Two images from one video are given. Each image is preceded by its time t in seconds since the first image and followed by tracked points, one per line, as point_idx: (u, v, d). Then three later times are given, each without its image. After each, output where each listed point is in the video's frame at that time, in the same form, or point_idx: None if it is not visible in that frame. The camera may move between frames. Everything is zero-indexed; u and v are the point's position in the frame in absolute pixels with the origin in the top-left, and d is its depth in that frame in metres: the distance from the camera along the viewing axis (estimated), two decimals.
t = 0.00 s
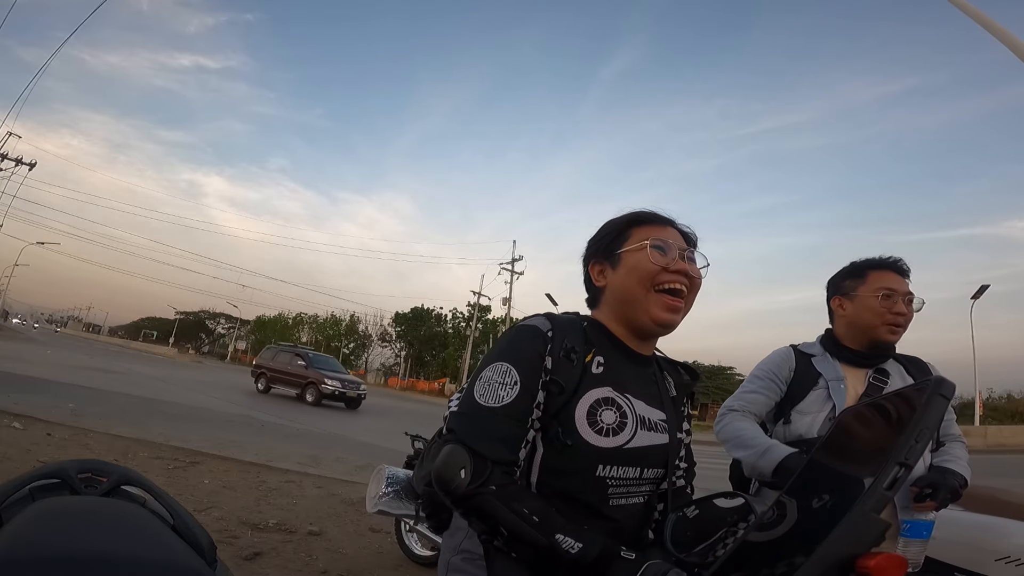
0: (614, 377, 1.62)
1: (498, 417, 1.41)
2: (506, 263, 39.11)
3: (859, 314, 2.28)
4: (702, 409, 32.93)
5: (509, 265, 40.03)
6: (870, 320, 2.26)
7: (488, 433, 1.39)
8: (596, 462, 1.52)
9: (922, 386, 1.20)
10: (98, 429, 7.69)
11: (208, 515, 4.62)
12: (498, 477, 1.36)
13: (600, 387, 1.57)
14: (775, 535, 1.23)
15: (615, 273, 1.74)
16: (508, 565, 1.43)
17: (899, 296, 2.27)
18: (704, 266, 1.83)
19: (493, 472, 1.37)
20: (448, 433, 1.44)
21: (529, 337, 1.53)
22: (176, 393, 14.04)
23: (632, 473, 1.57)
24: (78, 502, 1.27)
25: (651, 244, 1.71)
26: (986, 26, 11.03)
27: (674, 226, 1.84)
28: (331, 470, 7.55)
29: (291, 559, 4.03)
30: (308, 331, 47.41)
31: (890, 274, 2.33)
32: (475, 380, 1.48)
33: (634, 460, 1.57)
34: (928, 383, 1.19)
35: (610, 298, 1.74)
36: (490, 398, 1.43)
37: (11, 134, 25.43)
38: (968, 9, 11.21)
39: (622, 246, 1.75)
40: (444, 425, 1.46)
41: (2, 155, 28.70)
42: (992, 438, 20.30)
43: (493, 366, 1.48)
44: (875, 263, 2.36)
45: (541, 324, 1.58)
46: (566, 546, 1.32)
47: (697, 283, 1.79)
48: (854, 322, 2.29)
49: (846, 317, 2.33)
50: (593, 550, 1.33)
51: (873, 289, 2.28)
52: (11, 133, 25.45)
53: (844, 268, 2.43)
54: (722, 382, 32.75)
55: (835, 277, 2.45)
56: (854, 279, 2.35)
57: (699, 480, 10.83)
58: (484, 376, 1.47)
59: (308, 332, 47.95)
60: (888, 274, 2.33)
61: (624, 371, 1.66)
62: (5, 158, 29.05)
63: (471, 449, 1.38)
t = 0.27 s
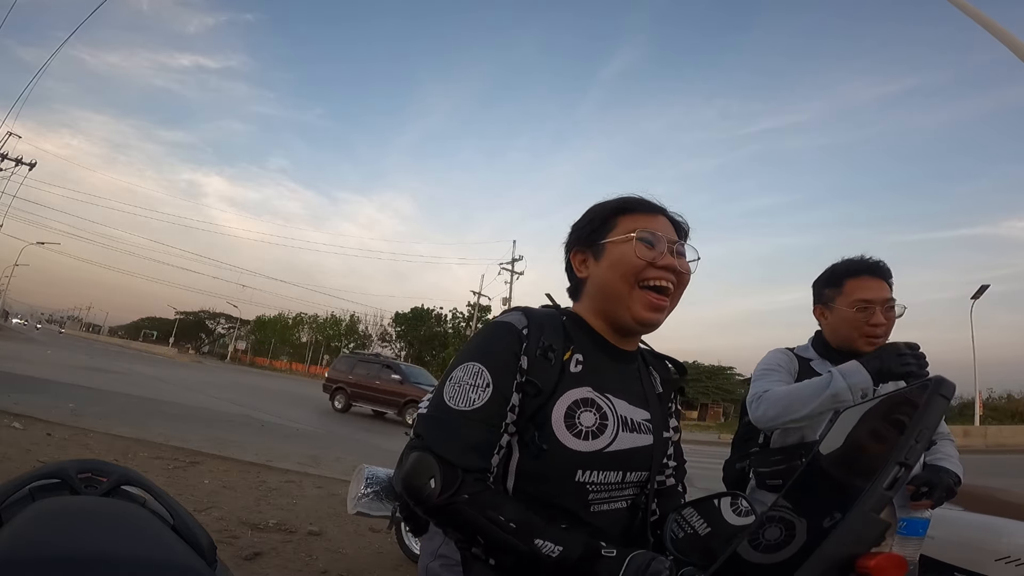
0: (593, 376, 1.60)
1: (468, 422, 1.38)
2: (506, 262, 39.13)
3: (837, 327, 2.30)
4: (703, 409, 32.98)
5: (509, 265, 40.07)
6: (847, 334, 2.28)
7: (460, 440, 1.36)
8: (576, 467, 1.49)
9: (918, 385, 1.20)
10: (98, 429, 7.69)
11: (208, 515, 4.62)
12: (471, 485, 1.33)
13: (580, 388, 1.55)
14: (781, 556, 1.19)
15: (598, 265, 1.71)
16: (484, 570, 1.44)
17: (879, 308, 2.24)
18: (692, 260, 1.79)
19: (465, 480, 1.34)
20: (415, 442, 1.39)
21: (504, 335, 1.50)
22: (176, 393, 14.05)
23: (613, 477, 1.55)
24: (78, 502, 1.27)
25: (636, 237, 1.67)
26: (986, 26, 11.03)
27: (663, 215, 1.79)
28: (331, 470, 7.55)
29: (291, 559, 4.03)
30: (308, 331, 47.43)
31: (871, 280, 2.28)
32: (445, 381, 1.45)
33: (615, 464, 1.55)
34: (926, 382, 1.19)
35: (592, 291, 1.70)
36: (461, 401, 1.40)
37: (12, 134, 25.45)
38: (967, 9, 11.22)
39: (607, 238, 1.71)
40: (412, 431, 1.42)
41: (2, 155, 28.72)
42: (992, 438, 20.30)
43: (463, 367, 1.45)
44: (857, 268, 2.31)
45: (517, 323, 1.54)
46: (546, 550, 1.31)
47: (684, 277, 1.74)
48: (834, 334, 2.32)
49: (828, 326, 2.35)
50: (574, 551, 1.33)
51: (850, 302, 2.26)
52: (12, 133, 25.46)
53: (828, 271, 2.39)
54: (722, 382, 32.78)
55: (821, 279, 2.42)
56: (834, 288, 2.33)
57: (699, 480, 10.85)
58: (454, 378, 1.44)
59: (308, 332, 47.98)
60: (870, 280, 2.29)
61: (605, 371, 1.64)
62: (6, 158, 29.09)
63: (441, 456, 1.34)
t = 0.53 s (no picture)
0: (568, 366, 1.59)
1: (424, 419, 1.39)
2: (506, 263, 39.13)
3: (849, 328, 2.37)
4: (703, 409, 33.00)
5: (509, 265, 40.09)
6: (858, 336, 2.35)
7: (414, 440, 1.37)
8: (552, 467, 1.46)
9: (926, 384, 1.20)
10: (98, 429, 7.70)
11: (208, 515, 4.62)
12: (418, 488, 1.35)
13: (556, 382, 1.54)
14: None
15: (581, 260, 1.68)
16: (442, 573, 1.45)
17: (889, 309, 2.30)
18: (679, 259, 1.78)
19: (414, 484, 1.36)
20: (371, 437, 1.42)
21: (473, 327, 1.49)
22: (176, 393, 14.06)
23: (593, 478, 1.53)
24: (79, 502, 1.27)
25: (625, 235, 1.64)
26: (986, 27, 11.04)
27: (653, 206, 1.76)
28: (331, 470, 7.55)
29: (291, 559, 4.03)
30: (308, 331, 47.43)
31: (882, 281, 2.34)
32: (406, 375, 1.46)
33: (592, 463, 1.52)
34: (930, 383, 1.19)
35: (573, 285, 1.69)
36: (419, 397, 1.41)
37: (12, 134, 25.44)
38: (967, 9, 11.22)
39: (593, 231, 1.68)
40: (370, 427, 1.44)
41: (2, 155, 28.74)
42: (992, 439, 20.30)
43: (427, 361, 1.45)
44: (868, 269, 2.36)
45: (488, 314, 1.53)
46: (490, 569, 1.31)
47: (671, 277, 1.74)
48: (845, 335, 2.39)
49: (840, 327, 2.42)
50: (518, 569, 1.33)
51: (862, 303, 2.32)
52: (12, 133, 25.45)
53: (840, 271, 2.44)
54: (722, 382, 32.81)
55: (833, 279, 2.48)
56: (844, 290, 2.39)
57: (699, 480, 10.86)
58: (416, 372, 1.45)
59: (308, 332, 48.01)
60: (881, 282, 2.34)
61: (581, 365, 1.63)
62: (6, 159, 29.12)
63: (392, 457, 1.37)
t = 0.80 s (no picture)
0: (551, 363, 1.57)
1: (380, 414, 1.36)
2: (506, 263, 39.14)
3: (886, 316, 2.40)
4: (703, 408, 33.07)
5: (509, 266, 40.13)
6: (898, 322, 2.38)
7: (361, 436, 1.35)
8: (535, 470, 1.44)
9: (926, 385, 1.21)
10: (98, 429, 7.70)
11: (208, 515, 4.62)
12: (358, 488, 1.34)
13: (539, 379, 1.52)
14: None
15: (570, 245, 1.68)
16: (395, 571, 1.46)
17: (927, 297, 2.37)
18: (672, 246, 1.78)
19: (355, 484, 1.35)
20: (327, 426, 1.42)
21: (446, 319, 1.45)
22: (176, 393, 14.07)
23: (577, 483, 1.51)
24: (79, 502, 1.27)
25: (616, 220, 1.65)
26: (986, 26, 11.04)
27: (646, 192, 1.77)
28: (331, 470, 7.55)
29: (291, 559, 4.03)
30: (308, 331, 47.43)
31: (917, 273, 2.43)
32: (371, 363, 1.44)
33: (577, 467, 1.50)
34: (930, 383, 1.20)
35: (560, 271, 1.68)
36: (378, 389, 1.38)
37: (12, 135, 25.45)
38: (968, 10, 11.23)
39: (582, 217, 1.68)
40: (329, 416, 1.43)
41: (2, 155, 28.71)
42: (993, 439, 20.30)
43: (394, 351, 1.43)
44: (901, 265, 2.47)
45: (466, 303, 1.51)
46: None
47: (664, 265, 1.74)
48: (883, 323, 2.41)
49: (876, 318, 2.44)
50: None
51: (899, 289, 2.39)
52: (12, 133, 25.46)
53: (869, 271, 2.54)
54: (722, 382, 32.84)
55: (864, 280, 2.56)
56: (879, 283, 2.47)
57: (699, 480, 10.87)
58: (381, 361, 1.43)
59: (308, 332, 48.02)
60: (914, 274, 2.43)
61: (566, 364, 1.61)
62: (7, 159, 29.12)
63: (339, 452, 1.36)
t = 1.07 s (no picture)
0: (548, 366, 1.57)
1: (355, 418, 1.37)
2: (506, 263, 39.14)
3: (934, 310, 2.38)
4: (703, 408, 33.10)
5: (509, 266, 40.14)
6: (947, 317, 2.36)
7: (336, 440, 1.37)
8: (532, 479, 1.43)
9: (926, 385, 1.21)
10: (98, 429, 7.71)
11: (208, 515, 4.62)
12: (313, 497, 1.38)
13: (536, 384, 1.52)
14: None
15: (562, 242, 1.68)
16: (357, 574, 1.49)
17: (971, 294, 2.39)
18: (668, 238, 1.78)
19: (315, 491, 1.38)
20: (307, 427, 1.43)
21: (433, 321, 1.45)
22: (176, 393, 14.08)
23: (573, 491, 1.51)
24: (79, 502, 1.27)
25: (610, 214, 1.65)
26: (986, 26, 11.04)
27: (639, 184, 1.76)
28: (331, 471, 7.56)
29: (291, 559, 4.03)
30: (308, 331, 47.41)
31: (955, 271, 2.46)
32: (356, 361, 1.45)
33: (574, 475, 1.50)
34: (929, 383, 1.20)
35: (554, 269, 1.68)
36: (358, 391, 1.40)
37: (12, 134, 25.47)
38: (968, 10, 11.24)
39: (575, 212, 1.69)
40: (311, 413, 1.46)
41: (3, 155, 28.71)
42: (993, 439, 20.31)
43: (379, 352, 1.44)
44: (937, 264, 2.50)
45: (461, 301, 1.51)
46: None
47: (661, 259, 1.73)
48: (931, 318, 2.38)
49: (921, 312, 2.42)
50: None
51: (948, 285, 2.40)
52: (11, 133, 25.47)
53: (906, 270, 2.55)
54: (722, 382, 32.86)
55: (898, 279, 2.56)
56: (921, 279, 2.47)
57: (699, 480, 10.88)
58: (366, 360, 1.44)
59: (308, 332, 48.01)
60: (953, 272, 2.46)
61: (563, 370, 1.61)
62: (7, 159, 29.14)
63: (310, 455, 1.41)
